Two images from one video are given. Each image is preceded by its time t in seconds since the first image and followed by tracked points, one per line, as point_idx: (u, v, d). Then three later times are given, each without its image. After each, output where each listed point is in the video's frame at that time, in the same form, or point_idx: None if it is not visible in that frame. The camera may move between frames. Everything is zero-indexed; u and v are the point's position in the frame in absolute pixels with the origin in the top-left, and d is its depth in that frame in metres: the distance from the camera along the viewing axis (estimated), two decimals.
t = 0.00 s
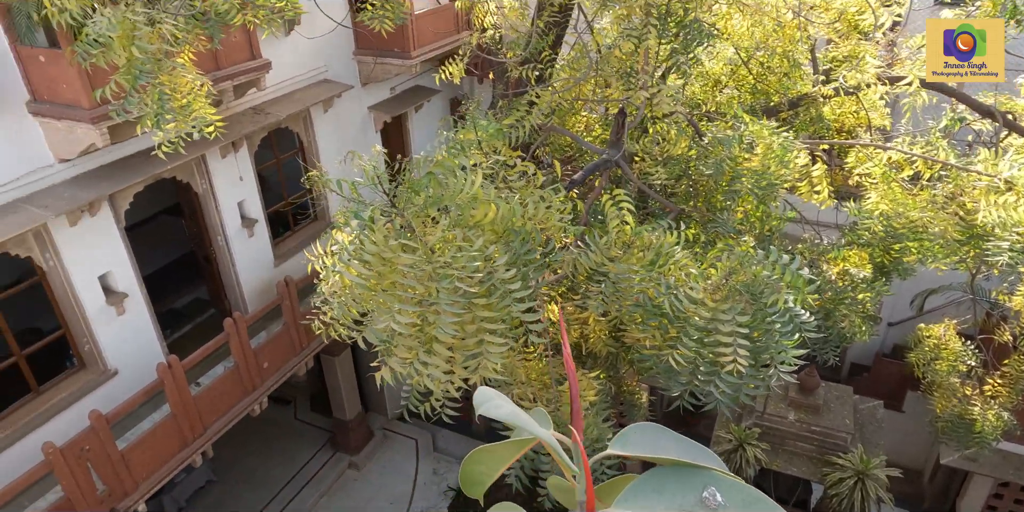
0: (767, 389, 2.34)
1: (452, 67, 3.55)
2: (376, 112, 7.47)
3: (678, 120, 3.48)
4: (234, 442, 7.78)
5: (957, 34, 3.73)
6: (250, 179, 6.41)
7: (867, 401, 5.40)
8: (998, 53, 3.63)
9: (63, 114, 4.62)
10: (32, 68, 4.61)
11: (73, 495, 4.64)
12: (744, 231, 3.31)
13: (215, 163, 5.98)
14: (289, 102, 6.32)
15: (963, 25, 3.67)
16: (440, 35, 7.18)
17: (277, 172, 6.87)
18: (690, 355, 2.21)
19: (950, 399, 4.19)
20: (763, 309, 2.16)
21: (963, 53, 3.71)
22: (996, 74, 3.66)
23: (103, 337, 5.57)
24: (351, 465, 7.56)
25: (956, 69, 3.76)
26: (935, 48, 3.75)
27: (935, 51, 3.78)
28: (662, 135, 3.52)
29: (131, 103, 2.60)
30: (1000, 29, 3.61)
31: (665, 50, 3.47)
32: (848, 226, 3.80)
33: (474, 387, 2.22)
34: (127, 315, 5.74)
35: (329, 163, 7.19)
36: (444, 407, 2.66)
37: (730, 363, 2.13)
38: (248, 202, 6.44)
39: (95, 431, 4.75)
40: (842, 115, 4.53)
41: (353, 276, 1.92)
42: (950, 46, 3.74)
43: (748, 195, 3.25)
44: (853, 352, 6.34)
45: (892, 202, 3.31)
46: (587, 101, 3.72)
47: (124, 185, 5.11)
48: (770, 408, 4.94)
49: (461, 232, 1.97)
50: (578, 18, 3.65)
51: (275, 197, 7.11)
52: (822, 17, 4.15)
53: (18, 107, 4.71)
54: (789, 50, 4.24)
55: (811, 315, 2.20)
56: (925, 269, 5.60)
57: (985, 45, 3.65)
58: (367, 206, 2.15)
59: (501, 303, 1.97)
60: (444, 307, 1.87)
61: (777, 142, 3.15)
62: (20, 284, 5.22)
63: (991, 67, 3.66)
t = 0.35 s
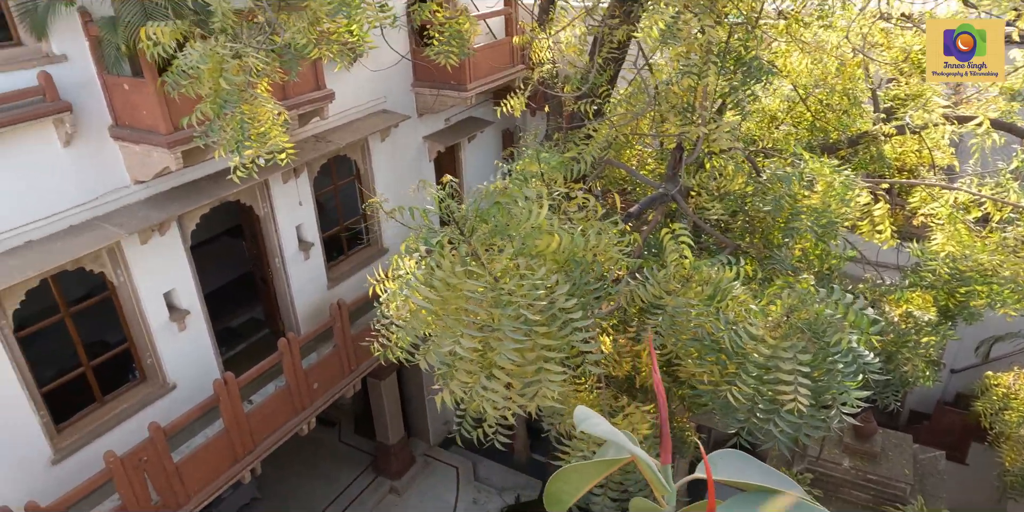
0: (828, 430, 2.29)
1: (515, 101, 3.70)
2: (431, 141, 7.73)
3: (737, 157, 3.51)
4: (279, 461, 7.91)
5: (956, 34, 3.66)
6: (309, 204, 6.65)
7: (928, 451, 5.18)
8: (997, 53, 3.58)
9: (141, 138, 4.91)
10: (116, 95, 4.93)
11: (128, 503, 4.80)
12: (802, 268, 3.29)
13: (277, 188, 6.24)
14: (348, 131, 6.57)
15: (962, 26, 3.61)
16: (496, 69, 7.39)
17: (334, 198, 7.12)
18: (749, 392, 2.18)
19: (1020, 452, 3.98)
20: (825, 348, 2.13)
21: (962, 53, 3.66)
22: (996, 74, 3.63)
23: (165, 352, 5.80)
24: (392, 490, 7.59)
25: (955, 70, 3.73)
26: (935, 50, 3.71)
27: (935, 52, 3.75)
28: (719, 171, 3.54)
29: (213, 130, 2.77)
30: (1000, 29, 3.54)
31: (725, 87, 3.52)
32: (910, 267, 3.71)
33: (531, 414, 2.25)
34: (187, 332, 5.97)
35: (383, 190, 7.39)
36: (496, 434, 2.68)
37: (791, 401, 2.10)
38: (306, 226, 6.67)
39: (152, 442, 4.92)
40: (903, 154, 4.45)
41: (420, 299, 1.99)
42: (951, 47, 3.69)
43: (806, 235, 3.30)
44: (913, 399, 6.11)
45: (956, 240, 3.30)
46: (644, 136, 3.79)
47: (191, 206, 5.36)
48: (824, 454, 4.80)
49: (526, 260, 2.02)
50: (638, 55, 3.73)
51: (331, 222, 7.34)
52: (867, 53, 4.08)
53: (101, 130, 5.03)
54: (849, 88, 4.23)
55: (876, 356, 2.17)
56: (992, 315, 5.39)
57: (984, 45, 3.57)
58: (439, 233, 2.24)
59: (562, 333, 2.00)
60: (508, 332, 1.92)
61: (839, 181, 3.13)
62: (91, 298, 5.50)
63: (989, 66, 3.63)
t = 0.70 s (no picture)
0: (900, 476, 2.21)
1: (579, 132, 3.81)
2: (486, 172, 7.89)
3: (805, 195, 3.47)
4: (326, 481, 8.01)
5: (955, 33, 3.24)
6: (367, 229, 6.84)
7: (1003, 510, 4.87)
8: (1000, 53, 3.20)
9: (216, 161, 5.17)
10: (195, 120, 5.23)
11: None
12: (869, 307, 3.22)
13: (338, 212, 6.45)
14: (407, 159, 6.77)
15: (962, 25, 3.20)
16: (553, 102, 7.53)
17: (390, 224, 7.31)
18: (817, 431, 2.13)
19: None
20: (900, 389, 2.11)
21: (962, 54, 3.24)
22: (998, 74, 3.25)
23: (225, 367, 6.00)
24: None
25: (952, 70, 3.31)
26: (933, 49, 3.29)
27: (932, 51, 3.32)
28: (783, 207, 3.53)
29: (293, 154, 2.92)
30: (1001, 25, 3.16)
31: (790, 123, 3.51)
32: (985, 312, 3.57)
33: (593, 441, 2.25)
34: (247, 349, 6.17)
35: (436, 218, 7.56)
36: (553, 461, 2.69)
37: (863, 443, 2.05)
38: (363, 250, 6.86)
39: (209, 455, 5.07)
40: (974, 196, 4.29)
41: (489, 320, 2.06)
42: (950, 46, 3.27)
43: (875, 274, 3.19)
44: (984, 455, 5.78)
45: None
46: (706, 170, 3.81)
47: (258, 227, 5.59)
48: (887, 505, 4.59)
49: (594, 286, 2.06)
50: (701, 90, 3.74)
51: (387, 247, 7.53)
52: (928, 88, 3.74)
53: (179, 153, 5.33)
54: (918, 127, 4.19)
55: (953, 399, 2.13)
56: None
57: (984, 45, 3.20)
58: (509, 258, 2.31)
59: (627, 360, 2.01)
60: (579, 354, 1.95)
61: (910, 219, 3.07)
62: (160, 312, 5.78)
63: (991, 66, 3.24)
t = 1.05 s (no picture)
0: None
1: (633, 159, 3.89)
2: (533, 199, 8.01)
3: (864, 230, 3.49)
4: (363, 502, 8.03)
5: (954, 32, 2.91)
6: (414, 252, 6.96)
7: None
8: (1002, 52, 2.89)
9: (275, 182, 5.36)
10: (258, 142, 5.44)
11: None
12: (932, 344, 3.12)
13: (387, 235, 6.59)
14: (456, 185, 6.90)
15: (963, 24, 2.88)
16: (600, 132, 7.58)
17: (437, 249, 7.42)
18: (881, 468, 2.05)
19: None
20: (972, 426, 2.05)
21: (962, 53, 2.92)
22: (999, 75, 2.94)
23: (273, 382, 6.13)
24: None
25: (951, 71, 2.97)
26: (931, 49, 2.94)
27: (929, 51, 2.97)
28: (841, 239, 3.51)
29: (356, 173, 3.03)
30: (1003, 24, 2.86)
31: (849, 155, 3.47)
32: None
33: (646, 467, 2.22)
34: (294, 366, 6.29)
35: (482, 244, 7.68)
36: (603, 487, 2.66)
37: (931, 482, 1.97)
38: (410, 272, 6.97)
39: (254, 468, 5.17)
40: None
41: (548, 338, 2.08)
42: (949, 46, 2.94)
43: (937, 309, 3.13)
44: None
45: None
46: (762, 201, 3.81)
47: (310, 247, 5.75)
48: None
49: (654, 309, 2.05)
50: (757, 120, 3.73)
51: (433, 271, 7.64)
52: (991, 122, 3.57)
53: (240, 173, 5.55)
54: (982, 162, 4.10)
55: None
56: None
57: (985, 45, 2.89)
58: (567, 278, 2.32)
59: (685, 384, 1.99)
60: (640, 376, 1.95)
61: (975, 255, 3.07)
62: (214, 326, 5.96)
63: (992, 66, 2.93)
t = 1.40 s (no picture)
0: None
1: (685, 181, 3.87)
2: (580, 225, 8.03)
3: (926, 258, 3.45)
4: None
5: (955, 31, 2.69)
6: (461, 273, 7.02)
7: None
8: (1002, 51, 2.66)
9: (331, 199, 5.52)
10: (316, 160, 5.63)
11: None
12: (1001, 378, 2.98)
13: (435, 255, 6.68)
14: (504, 209, 6.97)
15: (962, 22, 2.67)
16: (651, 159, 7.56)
17: (483, 271, 7.48)
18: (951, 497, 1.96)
19: None
20: None
21: (961, 53, 2.70)
22: (1000, 76, 2.69)
23: (320, 397, 6.23)
24: None
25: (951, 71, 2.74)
26: (929, 48, 2.72)
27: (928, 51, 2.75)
28: (904, 266, 3.41)
29: (417, 187, 3.12)
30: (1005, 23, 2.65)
31: (912, 180, 3.39)
32: None
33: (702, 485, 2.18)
34: (340, 381, 6.38)
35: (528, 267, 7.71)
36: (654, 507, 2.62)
37: None
38: (456, 293, 7.03)
39: (299, 480, 5.26)
40: None
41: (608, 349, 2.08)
42: (948, 46, 2.72)
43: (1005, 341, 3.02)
44: None
45: None
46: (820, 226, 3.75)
47: (361, 264, 5.87)
48: None
49: (716, 323, 2.02)
50: (816, 145, 3.68)
51: (478, 293, 7.69)
52: None
53: (298, 190, 5.73)
54: None
55: None
56: None
57: (985, 44, 2.66)
58: (625, 290, 2.32)
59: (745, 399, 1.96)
60: (700, 390, 1.94)
61: None
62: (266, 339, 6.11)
63: (993, 67, 2.69)
